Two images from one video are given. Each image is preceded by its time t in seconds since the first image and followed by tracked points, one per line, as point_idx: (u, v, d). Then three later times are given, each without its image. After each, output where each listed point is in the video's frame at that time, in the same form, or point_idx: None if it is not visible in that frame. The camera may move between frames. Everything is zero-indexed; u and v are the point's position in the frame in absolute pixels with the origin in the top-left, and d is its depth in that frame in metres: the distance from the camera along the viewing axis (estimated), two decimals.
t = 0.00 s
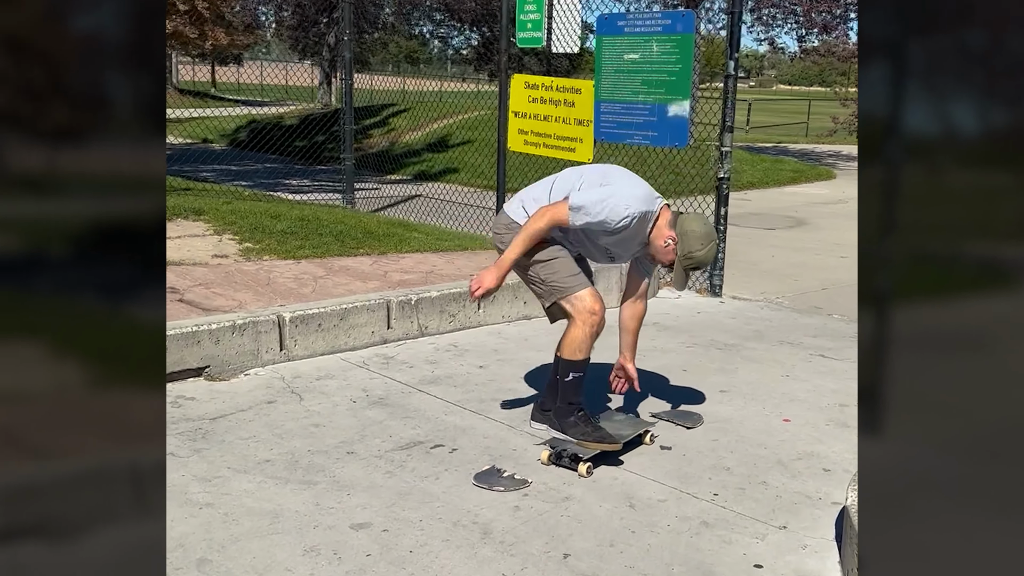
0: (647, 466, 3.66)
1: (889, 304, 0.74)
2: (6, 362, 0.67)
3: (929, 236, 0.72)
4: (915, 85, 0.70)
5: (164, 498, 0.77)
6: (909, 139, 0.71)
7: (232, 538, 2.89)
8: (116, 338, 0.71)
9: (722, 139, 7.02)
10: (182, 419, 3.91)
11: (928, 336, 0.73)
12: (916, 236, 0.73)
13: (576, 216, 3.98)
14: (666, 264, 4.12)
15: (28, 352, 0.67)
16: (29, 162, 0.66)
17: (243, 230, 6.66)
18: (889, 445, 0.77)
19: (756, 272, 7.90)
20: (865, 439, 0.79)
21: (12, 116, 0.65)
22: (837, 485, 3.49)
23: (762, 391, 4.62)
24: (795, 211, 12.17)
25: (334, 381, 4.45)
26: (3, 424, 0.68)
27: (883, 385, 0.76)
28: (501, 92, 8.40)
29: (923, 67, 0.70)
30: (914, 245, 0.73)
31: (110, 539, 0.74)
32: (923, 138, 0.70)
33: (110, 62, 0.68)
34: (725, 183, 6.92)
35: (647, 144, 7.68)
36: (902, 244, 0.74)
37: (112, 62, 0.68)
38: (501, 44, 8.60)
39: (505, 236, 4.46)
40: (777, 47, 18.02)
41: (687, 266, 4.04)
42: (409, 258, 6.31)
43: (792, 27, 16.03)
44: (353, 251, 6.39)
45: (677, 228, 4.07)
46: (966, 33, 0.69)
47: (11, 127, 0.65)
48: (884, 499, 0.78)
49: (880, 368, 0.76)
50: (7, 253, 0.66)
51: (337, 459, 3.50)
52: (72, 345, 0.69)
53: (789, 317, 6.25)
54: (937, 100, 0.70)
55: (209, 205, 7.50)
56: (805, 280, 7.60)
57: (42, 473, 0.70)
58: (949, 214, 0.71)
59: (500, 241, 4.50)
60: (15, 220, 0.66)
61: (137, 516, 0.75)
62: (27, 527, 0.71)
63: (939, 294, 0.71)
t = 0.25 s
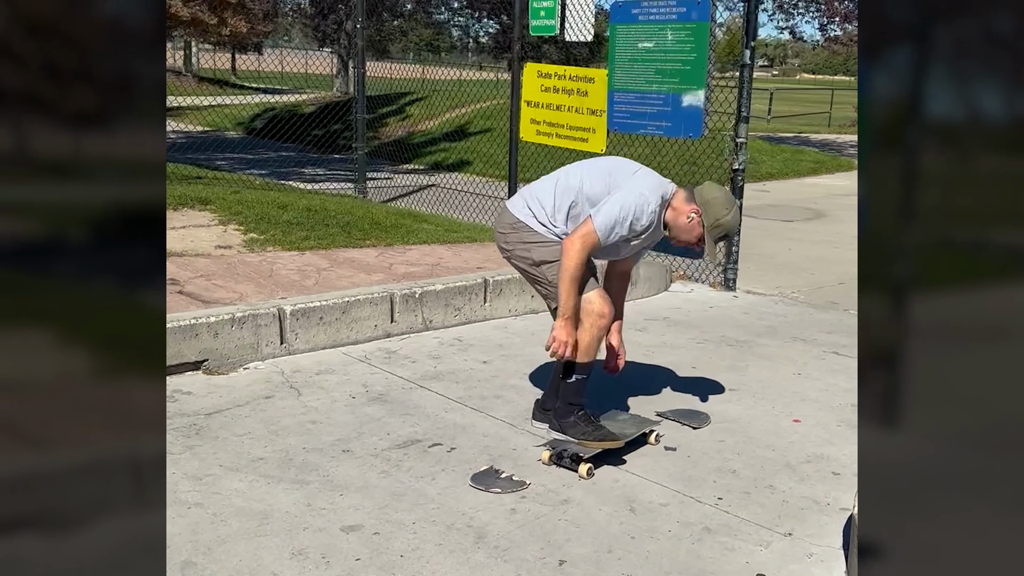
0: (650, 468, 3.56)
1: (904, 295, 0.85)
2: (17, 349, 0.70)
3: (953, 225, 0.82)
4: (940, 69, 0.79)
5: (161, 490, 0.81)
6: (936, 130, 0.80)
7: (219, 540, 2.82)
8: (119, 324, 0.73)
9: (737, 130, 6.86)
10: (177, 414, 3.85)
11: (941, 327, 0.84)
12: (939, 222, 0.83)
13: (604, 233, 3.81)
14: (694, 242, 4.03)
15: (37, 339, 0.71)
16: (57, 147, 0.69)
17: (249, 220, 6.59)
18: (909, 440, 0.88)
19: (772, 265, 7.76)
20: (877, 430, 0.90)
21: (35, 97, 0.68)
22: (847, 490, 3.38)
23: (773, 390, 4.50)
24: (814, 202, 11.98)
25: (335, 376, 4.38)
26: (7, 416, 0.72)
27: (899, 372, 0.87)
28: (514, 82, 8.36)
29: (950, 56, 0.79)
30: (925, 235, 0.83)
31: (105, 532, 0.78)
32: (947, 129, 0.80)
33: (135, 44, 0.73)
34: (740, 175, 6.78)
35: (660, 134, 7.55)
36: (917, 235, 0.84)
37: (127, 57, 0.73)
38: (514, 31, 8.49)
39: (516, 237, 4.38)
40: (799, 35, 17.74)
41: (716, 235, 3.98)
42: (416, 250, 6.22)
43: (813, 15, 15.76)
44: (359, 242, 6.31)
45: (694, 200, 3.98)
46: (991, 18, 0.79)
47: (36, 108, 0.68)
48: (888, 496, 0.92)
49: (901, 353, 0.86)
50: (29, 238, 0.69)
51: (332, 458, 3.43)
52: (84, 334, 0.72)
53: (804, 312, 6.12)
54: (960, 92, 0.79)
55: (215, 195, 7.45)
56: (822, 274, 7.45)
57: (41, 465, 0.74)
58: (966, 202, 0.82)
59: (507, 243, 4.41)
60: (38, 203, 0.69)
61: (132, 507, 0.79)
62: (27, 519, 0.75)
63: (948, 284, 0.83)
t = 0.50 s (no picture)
0: (652, 468, 3.48)
1: (920, 287, 1.09)
2: (23, 338, 0.93)
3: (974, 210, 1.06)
4: (966, 54, 1.03)
5: (156, 483, 1.05)
6: (960, 125, 1.04)
7: (201, 539, 2.76)
8: (120, 316, 0.95)
9: (750, 122, 6.74)
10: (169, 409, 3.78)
11: (955, 312, 1.08)
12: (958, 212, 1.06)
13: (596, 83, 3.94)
14: (713, 102, 4.11)
15: (44, 328, 0.93)
16: (80, 136, 0.90)
17: (252, 211, 6.53)
18: (921, 431, 1.16)
19: (787, 258, 7.63)
20: (894, 416, 1.17)
21: (61, 89, 0.89)
22: (853, 493, 3.27)
23: (783, 388, 4.38)
24: (832, 194, 11.80)
25: (333, 370, 4.32)
26: (10, 407, 0.95)
27: (914, 363, 1.13)
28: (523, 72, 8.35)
29: (974, 41, 1.04)
30: (939, 229, 1.07)
31: (104, 524, 1.03)
32: (970, 121, 1.04)
33: (153, 35, 0.96)
34: (753, 167, 6.67)
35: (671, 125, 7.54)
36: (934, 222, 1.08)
37: (135, 43, 0.94)
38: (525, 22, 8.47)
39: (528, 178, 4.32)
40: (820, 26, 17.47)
41: (742, 93, 4.05)
42: (421, 242, 6.15)
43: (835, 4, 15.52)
44: (363, 234, 6.24)
45: (716, 59, 4.04)
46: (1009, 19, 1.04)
47: (64, 94, 0.90)
48: (903, 486, 1.20)
49: (917, 341, 1.11)
50: (46, 227, 0.91)
51: (323, 455, 3.37)
52: (79, 325, 0.94)
53: (817, 306, 5.99)
54: (981, 84, 1.03)
55: (221, 185, 7.40)
56: (838, 267, 7.31)
57: (35, 455, 0.99)
58: (984, 189, 1.06)
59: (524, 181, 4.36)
60: (49, 192, 0.91)
61: (130, 500, 1.04)
62: (28, 511, 1.00)
63: (963, 274, 1.07)
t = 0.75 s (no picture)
0: (649, 479, 3.50)
1: (936, 278, 0.83)
2: (23, 331, 0.76)
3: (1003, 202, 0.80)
4: (995, 37, 0.78)
5: (158, 483, 0.86)
6: (989, 107, 0.79)
7: (179, 552, 2.80)
8: (132, 308, 0.79)
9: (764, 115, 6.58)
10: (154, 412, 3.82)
11: (977, 307, 0.83)
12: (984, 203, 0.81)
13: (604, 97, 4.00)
14: (713, 148, 4.13)
15: (45, 322, 0.76)
16: (108, 129, 0.75)
17: (252, 210, 6.80)
18: (936, 431, 0.88)
19: (802, 254, 7.53)
20: (904, 417, 0.89)
21: (81, 78, 0.74)
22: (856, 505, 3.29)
23: (790, 392, 4.34)
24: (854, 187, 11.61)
25: (327, 372, 4.38)
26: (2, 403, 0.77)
27: (931, 356, 0.86)
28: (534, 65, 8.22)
29: (1001, 28, 0.78)
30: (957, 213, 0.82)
31: (104, 523, 0.84)
32: (1002, 108, 0.79)
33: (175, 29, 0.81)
34: (766, 162, 6.52)
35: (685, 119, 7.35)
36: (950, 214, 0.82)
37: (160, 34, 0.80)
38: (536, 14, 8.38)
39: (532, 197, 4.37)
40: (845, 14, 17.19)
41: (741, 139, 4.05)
42: (422, 241, 6.30)
43: None
44: (364, 232, 6.43)
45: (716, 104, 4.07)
46: None
47: (85, 83, 0.74)
48: (913, 487, 0.91)
49: (931, 333, 0.85)
50: (67, 220, 0.75)
51: (310, 463, 3.44)
52: (88, 316, 0.77)
53: (831, 305, 5.90)
54: (1012, 66, 0.78)
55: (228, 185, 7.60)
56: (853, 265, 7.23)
57: (29, 455, 0.80)
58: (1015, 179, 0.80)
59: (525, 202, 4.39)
60: (67, 184, 0.74)
61: (127, 500, 0.85)
62: (12, 514, 0.80)
63: (985, 266, 0.81)
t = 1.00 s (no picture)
0: (649, 481, 3.60)
1: (952, 271, 0.79)
2: (28, 328, 0.80)
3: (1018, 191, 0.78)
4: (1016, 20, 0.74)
5: (157, 482, 0.92)
6: (1013, 96, 0.76)
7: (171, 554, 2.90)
8: (135, 303, 0.84)
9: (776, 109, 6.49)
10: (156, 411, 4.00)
11: (995, 302, 0.80)
12: (1001, 192, 0.78)
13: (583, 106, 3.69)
14: (719, 117, 3.82)
15: (51, 319, 0.81)
16: (128, 121, 0.81)
17: (259, 204, 6.83)
18: (951, 427, 0.85)
19: (816, 248, 7.50)
20: (917, 412, 0.86)
21: (99, 70, 0.79)
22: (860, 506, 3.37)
23: (798, 391, 4.37)
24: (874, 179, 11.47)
25: (328, 370, 4.56)
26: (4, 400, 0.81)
27: (947, 350, 0.82)
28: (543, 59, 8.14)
29: None
30: (972, 205, 0.79)
31: (96, 524, 0.90)
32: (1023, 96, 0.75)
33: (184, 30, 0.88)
34: (779, 156, 6.41)
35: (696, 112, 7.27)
36: (965, 207, 0.79)
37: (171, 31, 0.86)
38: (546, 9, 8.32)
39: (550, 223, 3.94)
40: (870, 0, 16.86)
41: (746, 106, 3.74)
42: (429, 236, 6.38)
43: None
44: (372, 227, 6.53)
45: (719, 71, 3.76)
46: None
47: (101, 77, 0.79)
48: (922, 484, 0.89)
49: (946, 327, 0.82)
50: (85, 213, 0.80)
51: (307, 462, 3.58)
52: (91, 313, 0.82)
53: (843, 300, 5.87)
54: None
55: (234, 179, 7.72)
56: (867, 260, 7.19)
57: (29, 452, 0.85)
58: None
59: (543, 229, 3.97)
60: (81, 179, 0.79)
61: (124, 497, 0.91)
62: (12, 510, 0.86)
63: (1004, 258, 0.78)
